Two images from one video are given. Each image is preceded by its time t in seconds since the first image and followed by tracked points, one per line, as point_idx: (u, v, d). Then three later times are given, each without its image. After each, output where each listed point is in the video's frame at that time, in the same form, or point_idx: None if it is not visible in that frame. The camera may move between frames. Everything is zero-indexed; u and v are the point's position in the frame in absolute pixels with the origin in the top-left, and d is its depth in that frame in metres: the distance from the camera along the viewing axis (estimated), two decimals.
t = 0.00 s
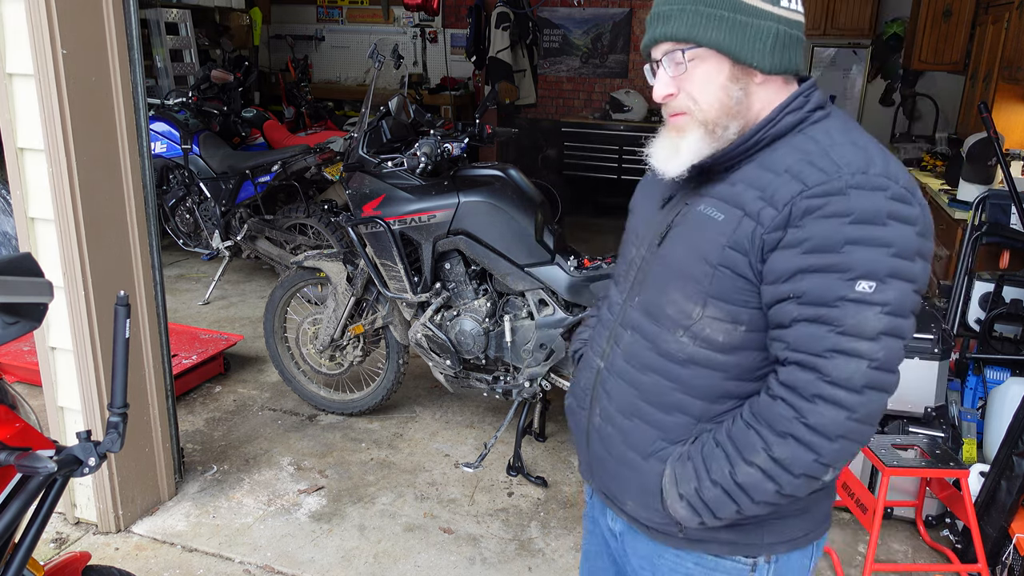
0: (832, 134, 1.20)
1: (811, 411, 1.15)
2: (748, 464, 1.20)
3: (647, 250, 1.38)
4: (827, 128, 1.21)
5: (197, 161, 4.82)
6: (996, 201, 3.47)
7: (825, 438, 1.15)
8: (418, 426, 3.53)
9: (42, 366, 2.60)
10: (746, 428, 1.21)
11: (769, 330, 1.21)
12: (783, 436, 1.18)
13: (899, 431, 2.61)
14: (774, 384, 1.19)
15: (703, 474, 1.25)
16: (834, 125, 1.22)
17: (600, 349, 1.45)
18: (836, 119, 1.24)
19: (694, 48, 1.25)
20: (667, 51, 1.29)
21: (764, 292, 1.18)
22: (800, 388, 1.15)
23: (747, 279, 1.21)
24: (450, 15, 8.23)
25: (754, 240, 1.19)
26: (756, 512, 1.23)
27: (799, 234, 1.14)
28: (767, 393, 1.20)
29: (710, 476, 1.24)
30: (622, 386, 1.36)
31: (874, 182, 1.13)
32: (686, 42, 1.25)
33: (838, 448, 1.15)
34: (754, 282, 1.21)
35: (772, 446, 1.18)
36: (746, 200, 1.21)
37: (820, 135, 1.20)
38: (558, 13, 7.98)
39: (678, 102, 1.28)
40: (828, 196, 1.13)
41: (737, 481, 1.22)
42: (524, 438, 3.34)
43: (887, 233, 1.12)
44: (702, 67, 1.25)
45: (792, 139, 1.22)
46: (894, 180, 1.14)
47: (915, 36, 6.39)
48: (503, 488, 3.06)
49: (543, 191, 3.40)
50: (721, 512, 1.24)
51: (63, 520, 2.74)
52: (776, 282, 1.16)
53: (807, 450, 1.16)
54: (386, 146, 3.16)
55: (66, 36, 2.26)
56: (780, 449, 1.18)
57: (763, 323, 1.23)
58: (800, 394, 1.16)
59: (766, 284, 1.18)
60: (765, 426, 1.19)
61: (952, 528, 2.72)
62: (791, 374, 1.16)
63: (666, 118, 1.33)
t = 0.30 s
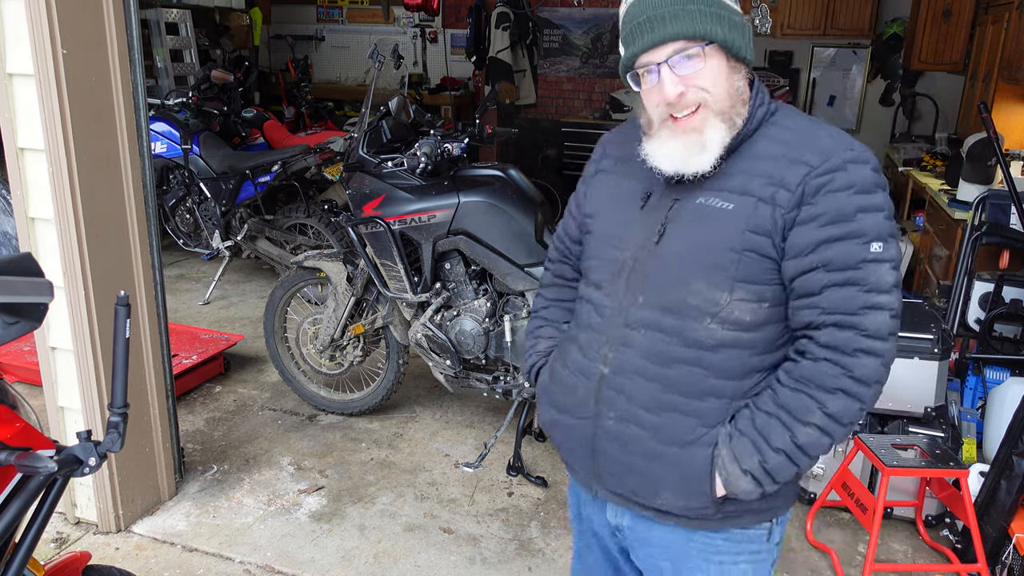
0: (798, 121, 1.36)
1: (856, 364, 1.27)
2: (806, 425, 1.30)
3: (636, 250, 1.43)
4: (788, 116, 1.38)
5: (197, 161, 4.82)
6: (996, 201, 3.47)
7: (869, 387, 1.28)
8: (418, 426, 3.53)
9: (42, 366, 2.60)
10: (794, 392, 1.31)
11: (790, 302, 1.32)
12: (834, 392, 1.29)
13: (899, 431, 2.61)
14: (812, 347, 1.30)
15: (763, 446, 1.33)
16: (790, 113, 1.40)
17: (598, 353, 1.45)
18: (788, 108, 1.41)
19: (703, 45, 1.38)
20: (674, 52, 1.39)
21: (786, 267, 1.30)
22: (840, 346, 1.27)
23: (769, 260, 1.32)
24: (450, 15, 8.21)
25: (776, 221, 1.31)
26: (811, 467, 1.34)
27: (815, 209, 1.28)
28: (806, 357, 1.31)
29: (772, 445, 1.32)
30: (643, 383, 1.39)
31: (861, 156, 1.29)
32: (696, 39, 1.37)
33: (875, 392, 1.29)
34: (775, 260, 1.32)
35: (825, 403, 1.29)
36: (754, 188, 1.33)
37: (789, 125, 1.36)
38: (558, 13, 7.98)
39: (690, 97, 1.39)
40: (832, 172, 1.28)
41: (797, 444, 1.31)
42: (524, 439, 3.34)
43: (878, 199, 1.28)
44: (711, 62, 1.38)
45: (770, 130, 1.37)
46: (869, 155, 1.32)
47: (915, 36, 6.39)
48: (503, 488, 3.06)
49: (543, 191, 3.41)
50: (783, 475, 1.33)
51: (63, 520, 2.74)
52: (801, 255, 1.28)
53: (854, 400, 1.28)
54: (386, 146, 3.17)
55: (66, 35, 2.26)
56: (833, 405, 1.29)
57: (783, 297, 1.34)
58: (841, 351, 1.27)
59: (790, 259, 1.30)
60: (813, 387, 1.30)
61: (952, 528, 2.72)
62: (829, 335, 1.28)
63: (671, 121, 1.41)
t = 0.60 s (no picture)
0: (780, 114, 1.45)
1: (882, 332, 1.36)
2: (847, 396, 1.37)
3: (650, 251, 1.43)
4: (769, 111, 1.47)
5: (197, 161, 4.83)
6: (995, 201, 3.46)
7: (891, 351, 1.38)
8: (418, 426, 3.53)
9: (42, 366, 2.60)
10: (830, 366, 1.38)
11: (809, 285, 1.39)
12: (866, 362, 1.36)
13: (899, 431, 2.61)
14: (839, 323, 1.37)
15: (812, 421, 1.38)
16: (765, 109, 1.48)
17: (625, 361, 1.44)
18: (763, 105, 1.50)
19: (706, 43, 1.40)
20: (681, 49, 1.40)
21: (808, 251, 1.36)
22: (866, 318, 1.35)
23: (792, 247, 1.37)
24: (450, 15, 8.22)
25: (797, 209, 1.36)
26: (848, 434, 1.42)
27: (829, 192, 1.35)
28: (833, 334, 1.38)
29: (821, 420, 1.38)
30: (685, 382, 1.41)
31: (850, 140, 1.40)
32: (701, 36, 1.40)
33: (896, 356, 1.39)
34: (796, 245, 1.38)
35: (862, 373, 1.36)
36: (770, 179, 1.38)
37: (773, 120, 1.44)
38: (558, 13, 7.99)
39: (694, 93, 1.41)
40: (836, 157, 1.36)
41: (842, 415, 1.38)
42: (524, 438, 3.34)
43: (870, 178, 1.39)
44: (713, 59, 1.42)
45: (765, 125, 1.44)
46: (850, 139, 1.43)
47: (915, 36, 6.39)
48: (503, 488, 3.06)
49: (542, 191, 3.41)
50: (829, 448, 1.40)
51: (63, 520, 2.74)
52: (823, 237, 1.35)
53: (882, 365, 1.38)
54: (386, 146, 3.18)
55: (66, 34, 2.26)
56: (868, 373, 1.36)
57: (799, 283, 1.41)
58: (867, 323, 1.36)
59: (811, 242, 1.36)
60: (847, 359, 1.37)
61: (952, 528, 2.72)
62: (855, 309, 1.35)
63: (673, 116, 1.42)
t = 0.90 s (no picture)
0: (772, 118, 1.45)
1: (876, 335, 1.39)
2: (844, 399, 1.40)
3: (651, 263, 1.43)
4: (760, 114, 1.47)
5: (197, 161, 4.83)
6: (995, 201, 3.46)
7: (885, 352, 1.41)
8: (418, 426, 3.53)
9: (42, 366, 2.60)
10: (827, 371, 1.41)
11: (805, 291, 1.40)
12: (861, 365, 1.40)
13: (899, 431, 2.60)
14: (836, 328, 1.39)
15: (811, 425, 1.41)
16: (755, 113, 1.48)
17: (627, 374, 1.44)
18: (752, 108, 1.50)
19: (703, 46, 1.40)
20: (679, 53, 1.39)
21: (805, 259, 1.38)
22: (863, 323, 1.38)
23: (790, 256, 1.38)
24: (450, 15, 8.22)
25: (795, 219, 1.37)
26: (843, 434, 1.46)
27: (826, 201, 1.36)
28: (828, 339, 1.40)
29: (819, 424, 1.41)
30: (685, 394, 1.41)
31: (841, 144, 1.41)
32: (699, 39, 1.39)
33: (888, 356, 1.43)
34: (794, 254, 1.38)
35: (857, 376, 1.40)
36: (768, 190, 1.38)
37: (764, 126, 1.44)
38: (558, 13, 7.98)
39: (691, 98, 1.41)
40: (831, 164, 1.37)
41: (839, 418, 1.41)
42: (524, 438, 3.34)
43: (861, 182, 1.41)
44: (709, 64, 1.41)
45: (756, 131, 1.44)
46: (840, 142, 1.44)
47: (915, 36, 6.39)
48: (503, 488, 3.06)
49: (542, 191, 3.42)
50: (827, 449, 1.44)
51: (63, 520, 2.74)
52: (820, 245, 1.36)
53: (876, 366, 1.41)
54: (386, 146, 3.18)
55: (66, 34, 2.26)
56: (863, 375, 1.40)
57: (795, 290, 1.42)
58: (863, 327, 1.38)
59: (808, 251, 1.37)
60: (843, 363, 1.40)
61: (952, 528, 2.72)
62: (851, 315, 1.38)
63: (670, 122, 1.41)
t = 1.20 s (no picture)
0: (768, 133, 1.40)
1: (860, 363, 1.34)
2: (823, 427, 1.37)
3: (631, 285, 1.42)
4: (757, 127, 1.42)
5: (197, 161, 4.82)
6: (995, 201, 3.46)
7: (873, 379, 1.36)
8: (418, 426, 3.53)
9: (42, 366, 2.60)
10: (806, 399, 1.38)
11: (789, 315, 1.38)
12: (844, 394, 1.36)
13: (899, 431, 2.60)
14: (818, 356, 1.36)
15: (787, 453, 1.39)
16: (754, 125, 1.43)
17: (607, 391, 1.45)
18: (751, 117, 1.45)
19: (697, 72, 1.35)
20: (671, 79, 1.35)
21: (786, 285, 1.35)
22: (845, 352, 1.34)
23: (771, 282, 1.36)
24: (450, 15, 8.23)
25: (774, 247, 1.33)
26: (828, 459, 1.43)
27: (808, 228, 1.32)
28: (811, 365, 1.37)
29: (795, 451, 1.39)
30: (661, 415, 1.42)
31: (836, 163, 1.34)
32: (692, 66, 1.34)
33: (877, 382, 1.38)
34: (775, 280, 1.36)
35: (837, 405, 1.36)
36: (749, 217, 1.35)
37: (758, 142, 1.39)
38: (559, 13, 7.98)
39: (681, 125, 1.37)
40: (817, 189, 1.32)
41: (817, 446, 1.38)
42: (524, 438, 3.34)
43: (856, 203, 1.34)
44: (703, 89, 1.37)
45: (748, 148, 1.39)
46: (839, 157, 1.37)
47: (915, 36, 6.39)
48: (503, 488, 3.06)
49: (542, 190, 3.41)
50: (807, 474, 1.41)
51: (64, 520, 2.74)
52: (800, 274, 1.33)
53: (861, 394, 1.37)
54: (387, 146, 3.18)
55: (66, 34, 2.26)
56: (845, 404, 1.36)
57: (779, 312, 1.40)
58: (846, 356, 1.34)
59: (789, 278, 1.34)
60: (824, 391, 1.37)
61: (952, 528, 2.72)
62: (833, 343, 1.34)
63: (659, 149, 1.39)
